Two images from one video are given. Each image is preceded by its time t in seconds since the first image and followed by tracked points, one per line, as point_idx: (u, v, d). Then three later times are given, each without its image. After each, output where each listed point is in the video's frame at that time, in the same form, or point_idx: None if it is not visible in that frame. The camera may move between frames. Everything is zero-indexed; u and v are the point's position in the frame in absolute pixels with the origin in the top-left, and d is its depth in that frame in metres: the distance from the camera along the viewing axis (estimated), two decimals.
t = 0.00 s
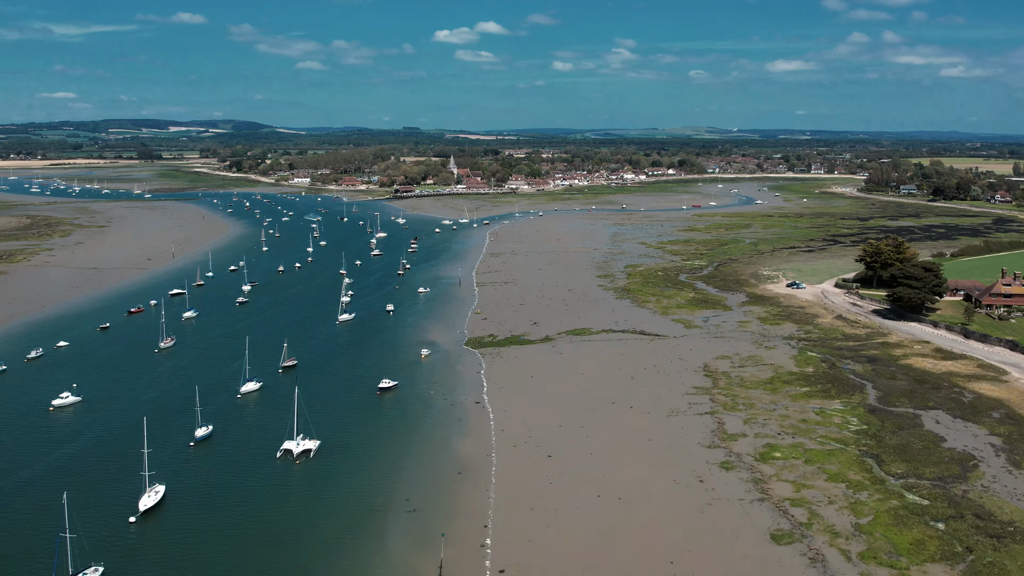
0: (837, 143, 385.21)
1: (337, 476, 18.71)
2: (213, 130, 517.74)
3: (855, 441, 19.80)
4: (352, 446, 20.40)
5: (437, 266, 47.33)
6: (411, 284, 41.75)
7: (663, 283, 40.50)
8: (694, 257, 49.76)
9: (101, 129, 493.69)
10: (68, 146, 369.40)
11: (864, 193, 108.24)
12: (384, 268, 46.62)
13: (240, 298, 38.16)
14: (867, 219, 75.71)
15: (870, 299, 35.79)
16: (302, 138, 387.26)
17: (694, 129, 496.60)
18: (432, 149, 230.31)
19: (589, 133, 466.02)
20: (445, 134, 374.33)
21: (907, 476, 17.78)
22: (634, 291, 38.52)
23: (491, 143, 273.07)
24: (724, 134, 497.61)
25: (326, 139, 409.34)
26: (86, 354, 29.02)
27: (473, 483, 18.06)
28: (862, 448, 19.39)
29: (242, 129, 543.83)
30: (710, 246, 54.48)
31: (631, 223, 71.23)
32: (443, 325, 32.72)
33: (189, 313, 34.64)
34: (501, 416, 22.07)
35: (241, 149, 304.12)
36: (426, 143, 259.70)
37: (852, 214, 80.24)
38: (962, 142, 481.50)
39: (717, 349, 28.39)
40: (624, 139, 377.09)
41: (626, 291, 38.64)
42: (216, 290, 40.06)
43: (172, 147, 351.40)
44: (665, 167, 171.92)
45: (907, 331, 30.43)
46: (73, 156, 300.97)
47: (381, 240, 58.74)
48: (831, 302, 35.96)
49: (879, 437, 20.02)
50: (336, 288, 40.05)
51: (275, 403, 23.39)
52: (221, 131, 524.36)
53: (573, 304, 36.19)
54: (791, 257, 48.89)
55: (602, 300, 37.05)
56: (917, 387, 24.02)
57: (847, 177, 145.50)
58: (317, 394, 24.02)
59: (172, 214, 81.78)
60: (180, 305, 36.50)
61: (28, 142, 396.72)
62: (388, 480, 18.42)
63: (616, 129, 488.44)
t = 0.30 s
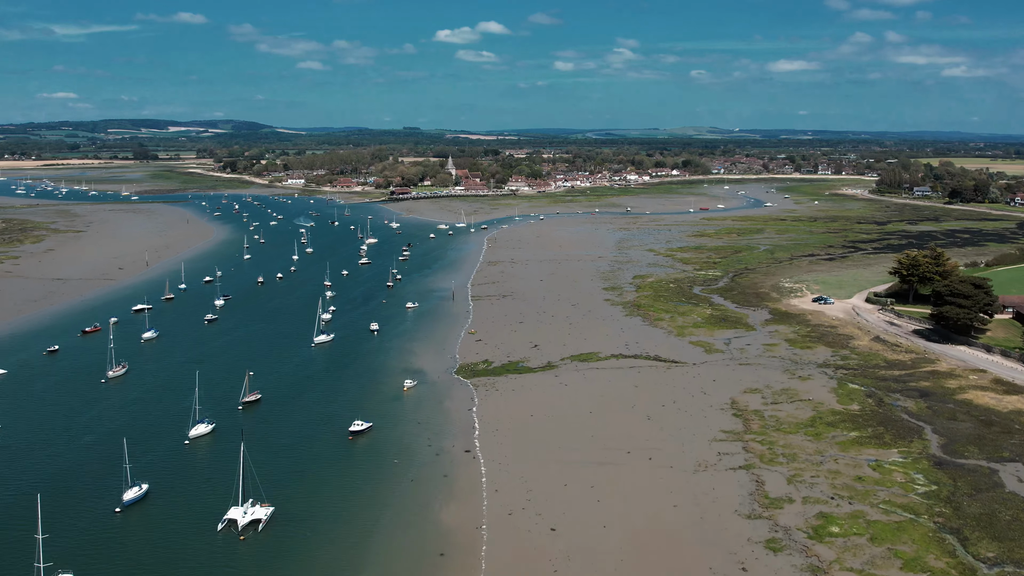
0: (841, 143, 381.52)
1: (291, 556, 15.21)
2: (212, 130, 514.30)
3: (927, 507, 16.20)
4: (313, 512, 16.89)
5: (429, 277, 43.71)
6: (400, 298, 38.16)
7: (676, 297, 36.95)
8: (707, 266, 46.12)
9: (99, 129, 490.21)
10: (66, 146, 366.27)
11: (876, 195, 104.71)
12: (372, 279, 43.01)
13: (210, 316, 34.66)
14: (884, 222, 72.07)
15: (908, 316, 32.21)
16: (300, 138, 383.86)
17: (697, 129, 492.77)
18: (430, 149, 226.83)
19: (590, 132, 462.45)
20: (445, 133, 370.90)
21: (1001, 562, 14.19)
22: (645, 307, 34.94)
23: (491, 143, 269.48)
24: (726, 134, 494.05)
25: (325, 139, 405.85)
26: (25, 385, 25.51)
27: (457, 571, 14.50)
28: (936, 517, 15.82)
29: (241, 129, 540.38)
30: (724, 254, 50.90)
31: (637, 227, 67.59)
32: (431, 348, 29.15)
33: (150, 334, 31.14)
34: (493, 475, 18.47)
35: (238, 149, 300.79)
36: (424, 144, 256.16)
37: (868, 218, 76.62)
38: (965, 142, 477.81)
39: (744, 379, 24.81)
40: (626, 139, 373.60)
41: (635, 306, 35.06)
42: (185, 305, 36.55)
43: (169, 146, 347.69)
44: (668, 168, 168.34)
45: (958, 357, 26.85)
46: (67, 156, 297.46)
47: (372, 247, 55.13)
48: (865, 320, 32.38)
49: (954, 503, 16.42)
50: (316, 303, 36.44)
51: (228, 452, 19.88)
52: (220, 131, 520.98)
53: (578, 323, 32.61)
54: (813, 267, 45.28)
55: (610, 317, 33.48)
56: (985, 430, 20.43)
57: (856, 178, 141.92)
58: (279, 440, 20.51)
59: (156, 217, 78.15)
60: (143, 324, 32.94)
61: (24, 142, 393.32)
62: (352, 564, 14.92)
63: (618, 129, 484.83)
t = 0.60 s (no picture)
0: (845, 144, 378.38)
1: None
2: (210, 131, 510.71)
3: None
4: None
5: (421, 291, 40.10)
6: (387, 316, 34.54)
7: (693, 315, 33.31)
8: (722, 277, 42.52)
9: (97, 129, 487.06)
10: (61, 146, 362.14)
11: (889, 198, 101.10)
12: (358, 294, 39.39)
13: (172, 338, 31.08)
14: (904, 227, 68.47)
15: (956, 339, 28.60)
16: (299, 139, 381.00)
17: (698, 129, 489.15)
18: (429, 150, 223.46)
19: (591, 133, 459.22)
20: (444, 133, 367.58)
21: None
22: (659, 326, 31.31)
23: (490, 143, 266.07)
24: (729, 134, 490.76)
25: (324, 139, 402.20)
26: None
27: None
28: None
29: (240, 129, 537.12)
30: (739, 263, 47.32)
31: (644, 232, 63.98)
32: (418, 379, 25.51)
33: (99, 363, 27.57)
34: (485, 560, 14.77)
35: (234, 151, 296.39)
36: (422, 145, 252.76)
37: (885, 222, 73.04)
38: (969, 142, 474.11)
39: (781, 421, 21.20)
40: (628, 139, 370.20)
41: (649, 326, 31.45)
42: (147, 326, 33.00)
43: (165, 147, 344.55)
44: (672, 168, 164.80)
45: None
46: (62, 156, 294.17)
47: (361, 255, 51.48)
48: (907, 343, 28.77)
49: None
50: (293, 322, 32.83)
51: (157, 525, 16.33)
52: (219, 131, 517.78)
53: (585, 346, 28.97)
54: (837, 279, 41.66)
55: (620, 338, 29.87)
56: None
57: (865, 179, 138.36)
58: (223, 508, 16.96)
59: (138, 221, 74.55)
60: (93, 350, 29.40)
61: (20, 142, 390.14)
62: None
63: (619, 130, 481.74)
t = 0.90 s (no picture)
0: (850, 144, 374.40)
1: None
2: (209, 130, 507.13)
3: None
4: None
5: (410, 306, 36.42)
6: (370, 338, 30.86)
7: (714, 336, 29.62)
8: (741, 291, 38.79)
9: (95, 130, 484.07)
10: (57, 146, 358.66)
11: (904, 200, 97.36)
12: (340, 310, 35.70)
13: (125, 365, 27.53)
14: (926, 232, 64.77)
15: (1018, 369, 24.83)
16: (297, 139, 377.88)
17: (700, 129, 485.73)
18: (429, 150, 220.10)
19: (593, 133, 455.00)
20: (444, 133, 364.80)
21: None
22: (676, 351, 27.62)
23: (490, 143, 262.81)
24: (731, 134, 486.91)
25: (324, 139, 398.42)
26: None
27: None
28: None
29: (240, 129, 533.95)
30: (757, 274, 43.71)
31: (651, 237, 60.27)
32: (398, 419, 21.87)
33: (34, 397, 24.06)
34: None
35: (232, 151, 292.97)
36: (422, 146, 249.40)
37: (905, 227, 69.39)
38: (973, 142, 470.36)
39: (831, 479, 17.56)
40: (630, 139, 366.35)
41: (664, 351, 27.77)
42: (100, 350, 29.47)
43: (163, 147, 341.44)
44: (676, 168, 161.25)
45: None
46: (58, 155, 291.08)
47: (349, 265, 47.78)
48: (962, 373, 25.09)
49: None
50: (262, 346, 29.15)
51: None
52: (218, 131, 514.67)
53: (592, 376, 25.29)
54: (868, 293, 37.95)
55: (633, 366, 26.18)
56: None
57: (876, 180, 134.66)
58: None
59: (119, 225, 71.01)
60: (30, 381, 25.74)
61: (17, 141, 387.28)
62: None
63: (621, 130, 477.76)
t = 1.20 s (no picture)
0: (854, 144, 371.35)
1: None
2: (208, 130, 503.59)
3: None
4: None
5: (396, 323, 32.80)
6: (348, 363, 27.23)
7: (740, 364, 25.99)
8: (763, 306, 35.13)
9: (93, 129, 480.91)
10: (53, 147, 354.52)
11: (919, 202, 93.74)
12: (318, 328, 32.04)
13: (65, 398, 23.97)
14: (949, 237, 61.19)
15: None
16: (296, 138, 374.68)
17: (701, 129, 482.31)
18: (427, 150, 216.64)
19: (594, 133, 451.57)
20: (444, 133, 361.47)
21: None
22: (698, 383, 23.97)
23: (490, 142, 259.43)
24: (733, 134, 483.43)
25: (323, 139, 394.86)
26: None
27: None
28: None
29: (238, 129, 530.68)
30: (777, 285, 40.10)
31: (659, 243, 56.63)
32: (371, 475, 18.27)
33: None
34: None
35: (228, 151, 288.97)
36: (421, 145, 246.01)
37: (926, 231, 65.80)
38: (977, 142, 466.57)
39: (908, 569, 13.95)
40: (632, 138, 362.79)
41: (684, 383, 24.12)
42: (40, 378, 25.90)
43: (160, 147, 338.14)
44: (680, 168, 157.73)
45: None
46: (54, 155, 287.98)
47: (333, 275, 44.14)
48: None
49: None
50: (223, 378, 25.49)
51: None
52: (217, 130, 511.46)
53: (601, 415, 21.67)
54: (903, 309, 34.34)
55: (650, 402, 22.56)
56: None
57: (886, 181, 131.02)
58: None
59: (98, 229, 67.44)
60: None
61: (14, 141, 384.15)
62: None
63: (623, 130, 474.53)
